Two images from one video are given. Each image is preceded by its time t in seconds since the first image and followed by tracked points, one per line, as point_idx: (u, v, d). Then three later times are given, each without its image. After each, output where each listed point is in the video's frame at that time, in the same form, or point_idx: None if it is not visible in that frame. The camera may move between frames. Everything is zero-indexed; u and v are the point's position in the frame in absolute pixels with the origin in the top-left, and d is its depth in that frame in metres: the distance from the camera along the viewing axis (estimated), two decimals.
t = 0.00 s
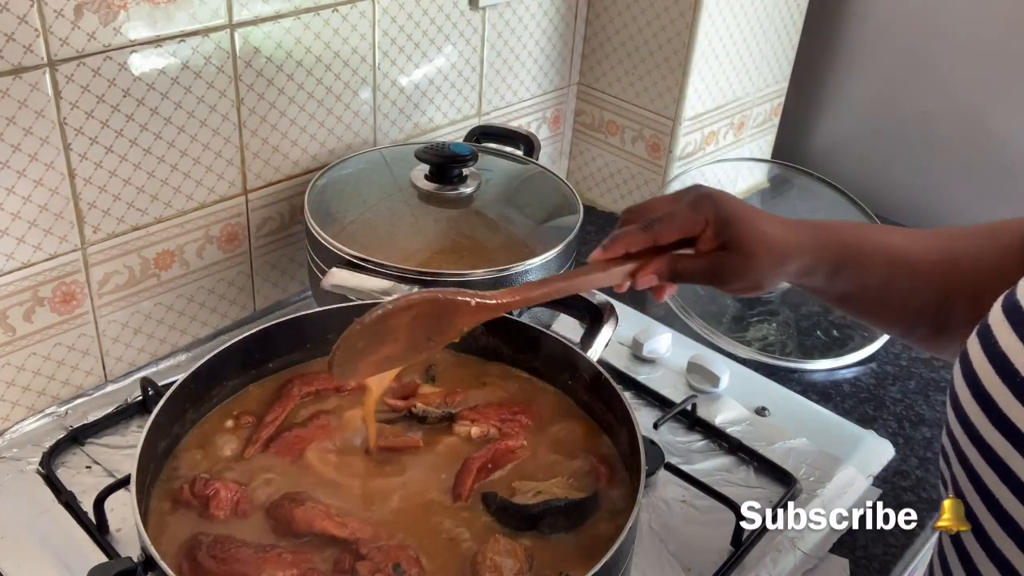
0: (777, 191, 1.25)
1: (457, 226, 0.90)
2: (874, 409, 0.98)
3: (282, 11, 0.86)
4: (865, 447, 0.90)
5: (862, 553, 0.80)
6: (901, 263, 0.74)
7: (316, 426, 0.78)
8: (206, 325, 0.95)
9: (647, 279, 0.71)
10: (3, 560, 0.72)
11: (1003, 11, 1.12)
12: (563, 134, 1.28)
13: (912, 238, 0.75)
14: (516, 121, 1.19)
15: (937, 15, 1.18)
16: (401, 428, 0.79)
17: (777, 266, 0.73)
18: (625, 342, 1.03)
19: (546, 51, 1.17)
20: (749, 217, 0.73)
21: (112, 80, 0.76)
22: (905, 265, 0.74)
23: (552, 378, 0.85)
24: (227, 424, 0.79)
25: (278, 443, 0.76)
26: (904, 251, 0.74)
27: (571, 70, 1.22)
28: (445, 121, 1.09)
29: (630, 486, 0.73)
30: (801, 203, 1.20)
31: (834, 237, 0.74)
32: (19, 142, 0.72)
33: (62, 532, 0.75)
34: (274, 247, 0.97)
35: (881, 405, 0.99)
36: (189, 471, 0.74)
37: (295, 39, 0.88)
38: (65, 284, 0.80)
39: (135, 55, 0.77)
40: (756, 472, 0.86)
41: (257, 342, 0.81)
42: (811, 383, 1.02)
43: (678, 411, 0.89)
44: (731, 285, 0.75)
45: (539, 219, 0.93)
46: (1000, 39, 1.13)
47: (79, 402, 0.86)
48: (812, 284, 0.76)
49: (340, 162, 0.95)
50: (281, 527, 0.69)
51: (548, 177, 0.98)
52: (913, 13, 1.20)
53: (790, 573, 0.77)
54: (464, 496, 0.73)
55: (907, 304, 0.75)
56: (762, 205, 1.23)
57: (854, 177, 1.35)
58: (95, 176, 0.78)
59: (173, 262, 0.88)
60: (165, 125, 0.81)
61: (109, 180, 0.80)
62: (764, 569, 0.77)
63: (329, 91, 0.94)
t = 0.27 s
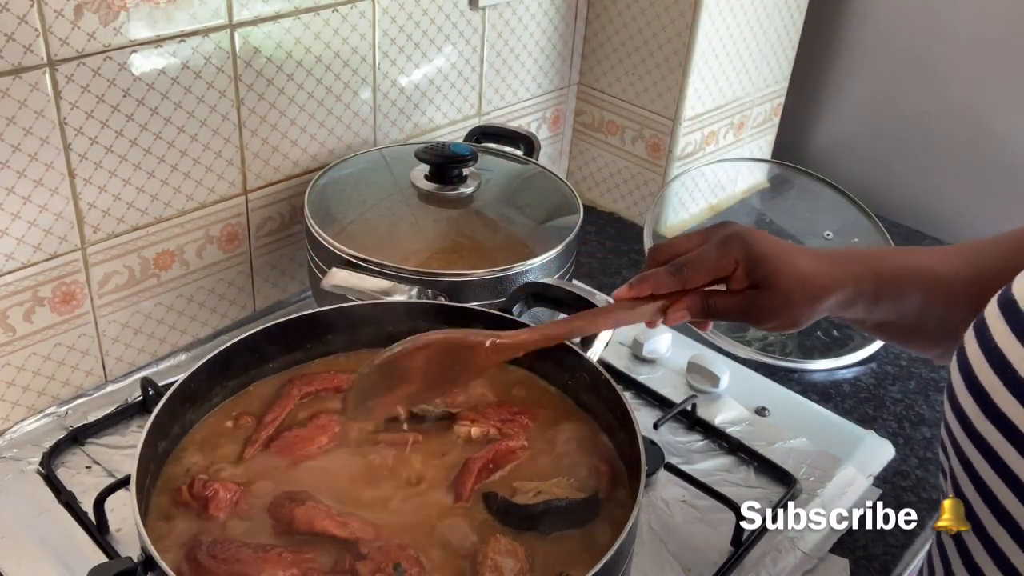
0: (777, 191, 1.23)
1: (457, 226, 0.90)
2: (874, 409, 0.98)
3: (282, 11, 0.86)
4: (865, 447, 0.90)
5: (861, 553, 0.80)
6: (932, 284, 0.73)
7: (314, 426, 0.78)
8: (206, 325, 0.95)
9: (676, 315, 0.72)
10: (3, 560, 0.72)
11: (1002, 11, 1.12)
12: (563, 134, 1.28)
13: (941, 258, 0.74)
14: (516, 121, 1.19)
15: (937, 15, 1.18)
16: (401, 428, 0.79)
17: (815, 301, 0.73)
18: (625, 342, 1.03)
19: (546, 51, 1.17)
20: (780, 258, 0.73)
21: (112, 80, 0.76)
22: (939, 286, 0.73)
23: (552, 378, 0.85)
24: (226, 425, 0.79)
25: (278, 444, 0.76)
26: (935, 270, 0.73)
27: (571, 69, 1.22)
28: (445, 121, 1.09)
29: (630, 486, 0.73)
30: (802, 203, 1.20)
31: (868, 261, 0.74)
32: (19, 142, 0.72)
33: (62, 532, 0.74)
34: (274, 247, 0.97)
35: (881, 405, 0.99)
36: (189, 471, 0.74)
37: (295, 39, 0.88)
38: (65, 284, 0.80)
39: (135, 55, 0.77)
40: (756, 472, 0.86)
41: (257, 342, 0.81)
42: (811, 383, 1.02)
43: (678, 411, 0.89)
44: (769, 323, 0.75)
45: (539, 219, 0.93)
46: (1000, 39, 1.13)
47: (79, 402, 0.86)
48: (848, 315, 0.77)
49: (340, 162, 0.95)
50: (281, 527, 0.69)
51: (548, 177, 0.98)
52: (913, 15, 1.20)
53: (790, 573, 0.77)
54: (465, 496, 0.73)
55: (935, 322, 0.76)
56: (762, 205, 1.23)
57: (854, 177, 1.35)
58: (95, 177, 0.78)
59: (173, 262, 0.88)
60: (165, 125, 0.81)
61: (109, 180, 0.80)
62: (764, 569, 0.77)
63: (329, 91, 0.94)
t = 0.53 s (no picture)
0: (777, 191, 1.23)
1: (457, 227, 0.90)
2: (874, 409, 0.98)
3: (283, 11, 0.86)
4: (865, 447, 0.90)
5: (861, 553, 0.80)
6: (956, 245, 0.72)
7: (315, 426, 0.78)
8: (206, 325, 0.95)
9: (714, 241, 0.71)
10: (3, 560, 0.72)
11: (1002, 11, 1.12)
12: (563, 134, 1.28)
13: (971, 223, 0.73)
14: (516, 121, 1.19)
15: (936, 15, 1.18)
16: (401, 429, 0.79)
17: (841, 249, 0.74)
18: (625, 342, 1.03)
19: (546, 51, 1.17)
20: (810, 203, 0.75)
21: (112, 80, 0.76)
22: (962, 249, 0.72)
23: (552, 379, 0.85)
24: (226, 425, 0.79)
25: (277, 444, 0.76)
26: (963, 233, 0.72)
27: (571, 69, 1.22)
28: (445, 121, 1.09)
29: (631, 487, 0.73)
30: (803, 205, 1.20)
31: (901, 215, 0.74)
32: (19, 142, 0.72)
33: (62, 532, 0.74)
34: (274, 247, 0.97)
35: (881, 405, 0.99)
36: (189, 471, 0.74)
37: (295, 39, 0.88)
38: (65, 284, 0.80)
39: (135, 55, 0.77)
40: (756, 472, 0.86)
41: (257, 342, 0.80)
42: (811, 383, 1.02)
43: (678, 411, 0.89)
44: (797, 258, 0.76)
45: (539, 219, 0.93)
46: (1000, 39, 1.13)
47: (79, 402, 0.86)
48: (877, 268, 0.78)
49: (340, 162, 0.95)
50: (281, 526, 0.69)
51: (548, 177, 0.98)
52: (913, 16, 1.20)
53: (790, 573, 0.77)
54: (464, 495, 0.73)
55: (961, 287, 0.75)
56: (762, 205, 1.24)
57: (854, 177, 1.35)
58: (95, 176, 0.78)
59: (173, 262, 0.88)
60: (165, 125, 0.81)
61: (109, 180, 0.80)
62: (764, 569, 0.77)
63: (329, 91, 0.94)
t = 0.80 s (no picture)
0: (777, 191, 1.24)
1: (457, 226, 0.90)
2: (874, 409, 0.98)
3: (283, 11, 0.86)
4: (865, 447, 0.90)
5: (861, 553, 0.80)
6: (946, 255, 0.74)
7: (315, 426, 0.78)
8: (206, 325, 0.95)
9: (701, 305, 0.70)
10: (3, 560, 0.72)
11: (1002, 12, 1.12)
12: (563, 134, 1.28)
13: (958, 229, 0.75)
14: (516, 121, 1.19)
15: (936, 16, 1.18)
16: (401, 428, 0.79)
17: (831, 285, 0.74)
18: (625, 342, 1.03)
19: (546, 51, 1.17)
20: (783, 249, 0.74)
21: (112, 80, 0.76)
22: (952, 259, 0.74)
23: (552, 378, 0.85)
24: (226, 425, 0.79)
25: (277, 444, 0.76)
26: (953, 241, 0.74)
27: (571, 69, 1.22)
28: (445, 121, 1.09)
29: (631, 486, 0.73)
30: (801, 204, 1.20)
31: (881, 235, 0.75)
32: (19, 142, 0.72)
33: (62, 532, 0.74)
34: (274, 247, 0.97)
35: (881, 404, 0.99)
36: (189, 471, 0.74)
37: (295, 39, 0.88)
38: (65, 284, 0.80)
39: (135, 55, 0.77)
40: (756, 472, 0.86)
41: (257, 342, 0.80)
42: (811, 383, 1.02)
43: (678, 411, 0.89)
44: (799, 304, 0.75)
45: (539, 219, 0.93)
46: (1000, 39, 1.13)
47: (79, 402, 0.86)
48: (873, 297, 0.78)
49: (340, 162, 0.95)
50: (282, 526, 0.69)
51: (548, 177, 0.98)
52: (913, 16, 1.20)
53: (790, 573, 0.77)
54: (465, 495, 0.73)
55: (958, 295, 0.76)
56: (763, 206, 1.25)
57: (854, 177, 1.35)
58: (95, 176, 0.78)
59: (173, 262, 0.88)
60: (165, 125, 0.81)
61: (109, 180, 0.80)
62: (764, 569, 0.77)
63: (329, 91, 0.94)
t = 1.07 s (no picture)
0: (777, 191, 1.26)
1: (456, 226, 0.90)
2: (874, 409, 0.98)
3: (283, 11, 0.86)
4: (865, 447, 0.90)
5: (862, 553, 0.80)
6: (943, 246, 0.72)
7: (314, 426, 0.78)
8: (206, 325, 0.95)
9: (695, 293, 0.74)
10: (3, 560, 0.72)
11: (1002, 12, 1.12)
12: (563, 134, 1.28)
13: (958, 217, 0.73)
14: (516, 121, 1.19)
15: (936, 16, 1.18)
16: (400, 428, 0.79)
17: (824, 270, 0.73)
18: (625, 343, 1.03)
19: (546, 51, 1.17)
20: (777, 236, 0.74)
21: (112, 80, 0.76)
22: (952, 249, 0.72)
23: (552, 379, 0.85)
24: (225, 425, 0.79)
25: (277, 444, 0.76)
26: (950, 234, 0.72)
27: (571, 69, 1.22)
28: (445, 121, 1.09)
29: (631, 486, 0.73)
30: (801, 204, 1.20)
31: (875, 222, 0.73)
32: (19, 142, 0.72)
33: (61, 532, 0.74)
34: (274, 247, 0.97)
35: (881, 405, 0.99)
36: (189, 471, 0.74)
37: (295, 39, 0.88)
38: (65, 284, 0.80)
39: (135, 55, 0.77)
40: (756, 472, 0.86)
41: (257, 342, 0.80)
42: (811, 383, 1.02)
43: (678, 411, 0.89)
44: (784, 295, 0.75)
45: (538, 219, 0.93)
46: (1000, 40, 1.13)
47: (79, 402, 0.86)
48: (870, 281, 0.77)
49: (340, 162, 0.95)
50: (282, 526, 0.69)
51: (548, 177, 0.98)
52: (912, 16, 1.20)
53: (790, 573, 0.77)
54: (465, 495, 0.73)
55: (954, 279, 0.75)
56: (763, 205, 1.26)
57: (854, 177, 1.35)
58: (95, 176, 0.78)
59: (173, 262, 0.88)
60: (165, 125, 0.81)
61: (109, 180, 0.80)
62: (764, 569, 0.77)
63: (329, 91, 0.94)
